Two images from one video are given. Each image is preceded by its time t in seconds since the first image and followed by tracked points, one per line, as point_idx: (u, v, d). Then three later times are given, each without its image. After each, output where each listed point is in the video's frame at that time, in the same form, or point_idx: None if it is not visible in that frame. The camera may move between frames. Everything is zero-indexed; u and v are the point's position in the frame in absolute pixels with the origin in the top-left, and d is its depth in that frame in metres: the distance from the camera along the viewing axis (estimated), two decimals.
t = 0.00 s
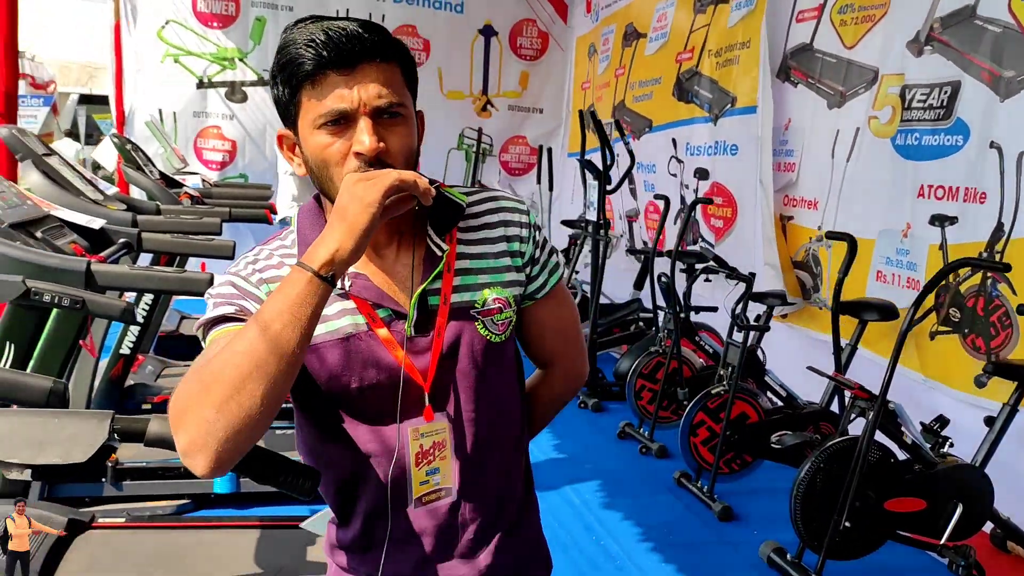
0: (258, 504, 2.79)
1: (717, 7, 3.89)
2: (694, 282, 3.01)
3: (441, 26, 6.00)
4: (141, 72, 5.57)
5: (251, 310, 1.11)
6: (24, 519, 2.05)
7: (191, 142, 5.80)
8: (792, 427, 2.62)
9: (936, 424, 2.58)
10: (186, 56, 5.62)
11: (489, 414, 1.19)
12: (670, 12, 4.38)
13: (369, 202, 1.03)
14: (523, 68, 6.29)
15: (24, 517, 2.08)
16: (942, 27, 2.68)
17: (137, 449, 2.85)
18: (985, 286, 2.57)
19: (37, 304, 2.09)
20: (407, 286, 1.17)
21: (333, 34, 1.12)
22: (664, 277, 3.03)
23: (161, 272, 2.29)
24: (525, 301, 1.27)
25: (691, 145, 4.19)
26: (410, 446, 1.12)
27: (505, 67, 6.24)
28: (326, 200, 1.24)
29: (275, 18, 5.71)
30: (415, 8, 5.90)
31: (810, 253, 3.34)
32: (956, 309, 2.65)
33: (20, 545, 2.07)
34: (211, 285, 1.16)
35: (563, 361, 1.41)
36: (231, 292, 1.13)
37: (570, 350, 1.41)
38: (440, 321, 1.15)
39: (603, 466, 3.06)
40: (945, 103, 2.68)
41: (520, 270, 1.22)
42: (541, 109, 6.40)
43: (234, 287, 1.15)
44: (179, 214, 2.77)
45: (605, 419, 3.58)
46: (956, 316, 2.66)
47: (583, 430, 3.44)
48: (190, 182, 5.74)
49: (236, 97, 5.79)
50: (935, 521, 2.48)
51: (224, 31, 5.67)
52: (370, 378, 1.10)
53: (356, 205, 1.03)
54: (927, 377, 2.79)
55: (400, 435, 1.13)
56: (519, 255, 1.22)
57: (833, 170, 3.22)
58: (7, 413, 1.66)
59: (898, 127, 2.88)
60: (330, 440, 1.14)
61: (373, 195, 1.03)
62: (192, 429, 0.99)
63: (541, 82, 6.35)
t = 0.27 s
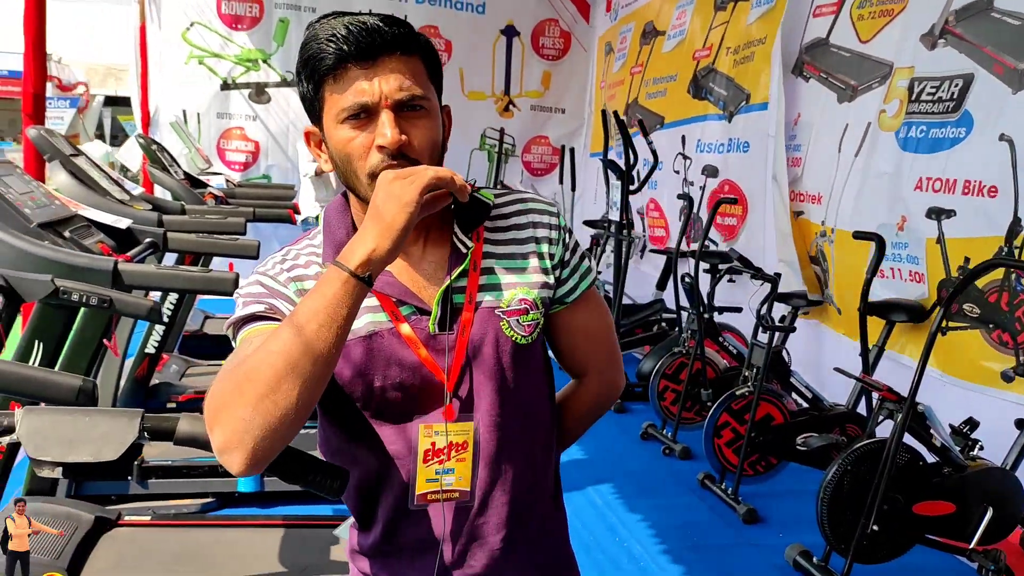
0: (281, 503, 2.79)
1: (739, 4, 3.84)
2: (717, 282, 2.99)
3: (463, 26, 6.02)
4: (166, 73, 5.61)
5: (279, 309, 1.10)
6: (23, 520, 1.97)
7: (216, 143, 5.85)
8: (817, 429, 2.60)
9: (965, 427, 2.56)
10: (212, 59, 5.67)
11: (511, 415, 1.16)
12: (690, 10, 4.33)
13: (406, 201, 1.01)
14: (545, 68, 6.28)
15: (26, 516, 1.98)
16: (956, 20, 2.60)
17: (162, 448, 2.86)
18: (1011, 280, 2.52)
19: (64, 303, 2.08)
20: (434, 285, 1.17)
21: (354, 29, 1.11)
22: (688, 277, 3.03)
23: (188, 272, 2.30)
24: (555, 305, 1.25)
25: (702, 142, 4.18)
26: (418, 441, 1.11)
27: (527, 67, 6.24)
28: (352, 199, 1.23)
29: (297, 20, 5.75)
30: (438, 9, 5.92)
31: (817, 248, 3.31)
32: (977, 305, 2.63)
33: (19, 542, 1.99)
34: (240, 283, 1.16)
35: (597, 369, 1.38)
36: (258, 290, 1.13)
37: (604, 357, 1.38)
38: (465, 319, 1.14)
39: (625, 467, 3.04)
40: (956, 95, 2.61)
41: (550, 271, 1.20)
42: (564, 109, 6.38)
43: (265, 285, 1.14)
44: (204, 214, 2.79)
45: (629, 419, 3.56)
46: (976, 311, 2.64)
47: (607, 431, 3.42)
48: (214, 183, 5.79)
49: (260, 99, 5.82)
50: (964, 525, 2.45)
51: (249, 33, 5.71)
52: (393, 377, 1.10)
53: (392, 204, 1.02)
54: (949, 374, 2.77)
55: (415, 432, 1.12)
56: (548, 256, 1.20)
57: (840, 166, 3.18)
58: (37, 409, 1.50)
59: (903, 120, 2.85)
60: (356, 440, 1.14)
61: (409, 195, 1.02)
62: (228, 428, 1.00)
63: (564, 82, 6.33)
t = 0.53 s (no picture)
0: (298, 503, 2.81)
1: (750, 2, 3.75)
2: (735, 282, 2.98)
3: (478, 26, 6.00)
4: (186, 74, 5.65)
5: (309, 310, 1.09)
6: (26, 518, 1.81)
7: (234, 144, 5.87)
8: (837, 430, 2.59)
9: (987, 429, 2.53)
10: (230, 60, 5.69)
11: (534, 421, 1.17)
12: (698, 7, 4.29)
13: (439, 220, 1.01)
14: (562, 67, 6.22)
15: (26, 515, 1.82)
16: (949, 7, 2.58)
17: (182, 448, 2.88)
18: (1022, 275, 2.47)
19: (85, 305, 2.07)
20: (463, 289, 1.16)
21: (401, 29, 1.11)
22: (706, 277, 3.02)
23: (205, 273, 2.28)
24: (576, 314, 1.27)
25: (708, 138, 4.14)
26: (446, 446, 1.11)
27: (544, 68, 6.19)
28: (386, 197, 1.22)
29: (316, 21, 5.72)
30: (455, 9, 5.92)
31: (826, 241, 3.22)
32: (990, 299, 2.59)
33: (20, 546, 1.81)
34: (266, 278, 1.14)
35: (609, 378, 1.41)
36: (286, 288, 1.11)
37: (616, 367, 1.41)
38: (496, 325, 1.13)
39: (642, 469, 3.03)
40: (952, 85, 2.58)
41: (575, 282, 1.23)
42: (582, 108, 6.34)
43: (293, 284, 1.12)
44: (223, 216, 2.81)
45: (647, 420, 3.55)
46: (988, 306, 2.60)
47: (624, 432, 3.41)
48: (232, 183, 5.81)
49: (278, 100, 5.83)
50: (985, 528, 2.42)
51: (268, 34, 5.71)
52: (421, 379, 1.08)
53: (426, 223, 1.01)
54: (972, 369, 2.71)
55: (441, 436, 1.11)
56: (575, 267, 1.24)
57: (840, 158, 3.14)
58: (58, 413, 1.50)
59: (894, 111, 2.85)
60: (373, 445, 1.12)
61: (442, 215, 1.01)
62: (249, 441, 1.00)
63: (581, 81, 6.28)
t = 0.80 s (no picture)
0: (312, 504, 2.82)
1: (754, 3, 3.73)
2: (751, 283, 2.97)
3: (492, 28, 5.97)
4: (200, 76, 5.67)
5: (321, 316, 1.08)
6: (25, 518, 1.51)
7: (247, 146, 5.88)
8: (852, 433, 2.58)
9: (1006, 431, 2.51)
10: (242, 62, 5.68)
11: (550, 429, 1.16)
12: (700, 9, 4.29)
13: (454, 224, 0.99)
14: (575, 68, 6.20)
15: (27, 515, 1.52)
16: None
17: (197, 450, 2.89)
18: None
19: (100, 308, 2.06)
20: (474, 295, 1.15)
21: (411, 32, 1.10)
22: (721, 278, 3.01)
23: (219, 275, 2.26)
24: (590, 319, 1.26)
25: (719, 135, 4.12)
26: (465, 456, 1.10)
27: (558, 69, 6.17)
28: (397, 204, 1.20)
29: (329, 22, 5.70)
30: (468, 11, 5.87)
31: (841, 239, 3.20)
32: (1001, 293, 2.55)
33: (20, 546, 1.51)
34: (279, 282, 1.12)
35: (622, 384, 1.38)
36: (299, 293, 1.09)
37: (629, 373, 1.38)
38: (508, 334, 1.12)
39: (656, 470, 3.03)
40: (956, 76, 2.56)
41: (588, 286, 1.22)
42: (597, 109, 6.31)
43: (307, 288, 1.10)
44: (238, 218, 2.82)
45: (663, 422, 3.54)
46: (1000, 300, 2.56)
47: (640, 434, 3.40)
48: (247, 186, 5.82)
49: (291, 101, 5.83)
50: (1003, 531, 2.40)
51: (280, 36, 5.70)
52: (434, 386, 1.08)
53: (440, 227, 0.99)
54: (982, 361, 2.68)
55: (459, 446, 1.10)
56: (587, 271, 1.22)
57: (852, 152, 3.10)
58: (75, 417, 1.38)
59: (902, 104, 2.82)
60: (385, 449, 1.11)
61: (456, 219, 0.99)
62: (265, 447, 0.98)
63: (594, 82, 6.25)
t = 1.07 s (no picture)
0: (324, 506, 2.83)
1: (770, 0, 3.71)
2: (762, 285, 2.96)
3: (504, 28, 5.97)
4: (211, 80, 5.67)
5: (329, 320, 1.07)
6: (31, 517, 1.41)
7: (259, 149, 5.90)
8: (866, 435, 2.55)
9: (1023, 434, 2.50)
10: (254, 65, 5.69)
11: (552, 430, 1.16)
12: (715, 8, 4.26)
13: (462, 221, 0.99)
14: (586, 69, 6.19)
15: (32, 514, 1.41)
16: None
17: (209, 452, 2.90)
18: None
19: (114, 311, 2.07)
20: (477, 303, 1.15)
21: (414, 44, 1.08)
22: (734, 280, 3.00)
23: (232, 278, 2.25)
24: (591, 321, 1.26)
25: (731, 137, 4.11)
26: (469, 462, 1.08)
27: (569, 69, 6.15)
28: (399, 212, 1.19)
29: (340, 25, 5.73)
30: (477, 13, 5.86)
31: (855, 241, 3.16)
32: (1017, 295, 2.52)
33: (21, 546, 1.39)
34: (285, 289, 1.12)
35: (623, 382, 1.37)
36: (305, 299, 1.08)
37: (630, 371, 1.37)
38: (510, 339, 1.11)
39: (668, 473, 3.02)
40: (967, 76, 2.54)
41: (589, 290, 1.22)
42: (609, 110, 6.29)
43: (313, 295, 1.09)
44: (250, 220, 2.83)
45: (675, 425, 3.53)
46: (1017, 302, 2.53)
47: (652, 436, 3.39)
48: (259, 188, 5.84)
49: (303, 103, 5.84)
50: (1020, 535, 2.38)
51: (291, 38, 5.71)
52: (439, 394, 1.07)
53: (450, 225, 0.99)
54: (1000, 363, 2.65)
55: (464, 450, 1.09)
56: (588, 274, 1.22)
57: (868, 155, 3.07)
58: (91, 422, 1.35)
59: (916, 104, 2.80)
60: (393, 453, 1.12)
61: (465, 217, 0.99)
62: (281, 452, 0.96)
63: (606, 83, 6.22)
